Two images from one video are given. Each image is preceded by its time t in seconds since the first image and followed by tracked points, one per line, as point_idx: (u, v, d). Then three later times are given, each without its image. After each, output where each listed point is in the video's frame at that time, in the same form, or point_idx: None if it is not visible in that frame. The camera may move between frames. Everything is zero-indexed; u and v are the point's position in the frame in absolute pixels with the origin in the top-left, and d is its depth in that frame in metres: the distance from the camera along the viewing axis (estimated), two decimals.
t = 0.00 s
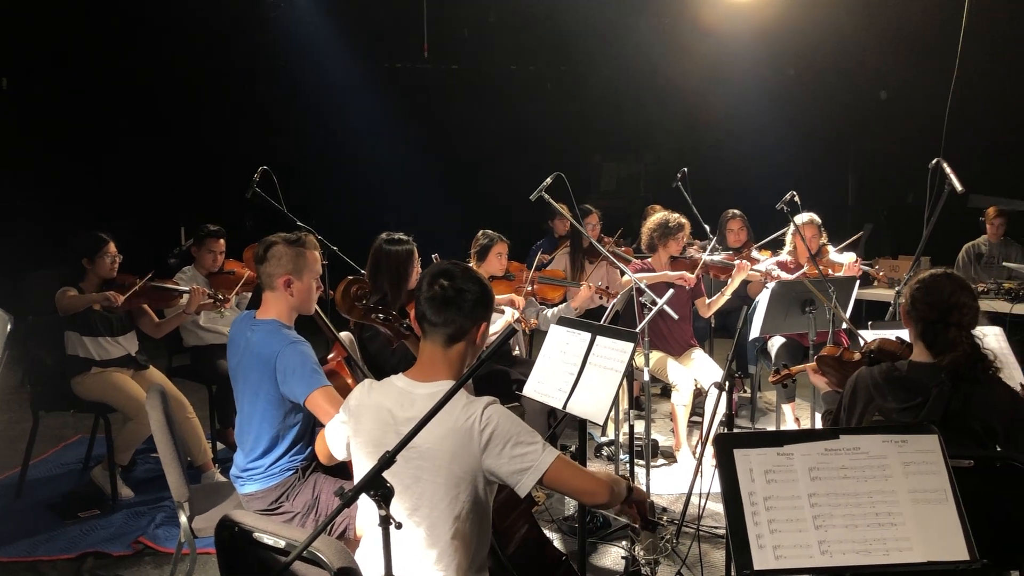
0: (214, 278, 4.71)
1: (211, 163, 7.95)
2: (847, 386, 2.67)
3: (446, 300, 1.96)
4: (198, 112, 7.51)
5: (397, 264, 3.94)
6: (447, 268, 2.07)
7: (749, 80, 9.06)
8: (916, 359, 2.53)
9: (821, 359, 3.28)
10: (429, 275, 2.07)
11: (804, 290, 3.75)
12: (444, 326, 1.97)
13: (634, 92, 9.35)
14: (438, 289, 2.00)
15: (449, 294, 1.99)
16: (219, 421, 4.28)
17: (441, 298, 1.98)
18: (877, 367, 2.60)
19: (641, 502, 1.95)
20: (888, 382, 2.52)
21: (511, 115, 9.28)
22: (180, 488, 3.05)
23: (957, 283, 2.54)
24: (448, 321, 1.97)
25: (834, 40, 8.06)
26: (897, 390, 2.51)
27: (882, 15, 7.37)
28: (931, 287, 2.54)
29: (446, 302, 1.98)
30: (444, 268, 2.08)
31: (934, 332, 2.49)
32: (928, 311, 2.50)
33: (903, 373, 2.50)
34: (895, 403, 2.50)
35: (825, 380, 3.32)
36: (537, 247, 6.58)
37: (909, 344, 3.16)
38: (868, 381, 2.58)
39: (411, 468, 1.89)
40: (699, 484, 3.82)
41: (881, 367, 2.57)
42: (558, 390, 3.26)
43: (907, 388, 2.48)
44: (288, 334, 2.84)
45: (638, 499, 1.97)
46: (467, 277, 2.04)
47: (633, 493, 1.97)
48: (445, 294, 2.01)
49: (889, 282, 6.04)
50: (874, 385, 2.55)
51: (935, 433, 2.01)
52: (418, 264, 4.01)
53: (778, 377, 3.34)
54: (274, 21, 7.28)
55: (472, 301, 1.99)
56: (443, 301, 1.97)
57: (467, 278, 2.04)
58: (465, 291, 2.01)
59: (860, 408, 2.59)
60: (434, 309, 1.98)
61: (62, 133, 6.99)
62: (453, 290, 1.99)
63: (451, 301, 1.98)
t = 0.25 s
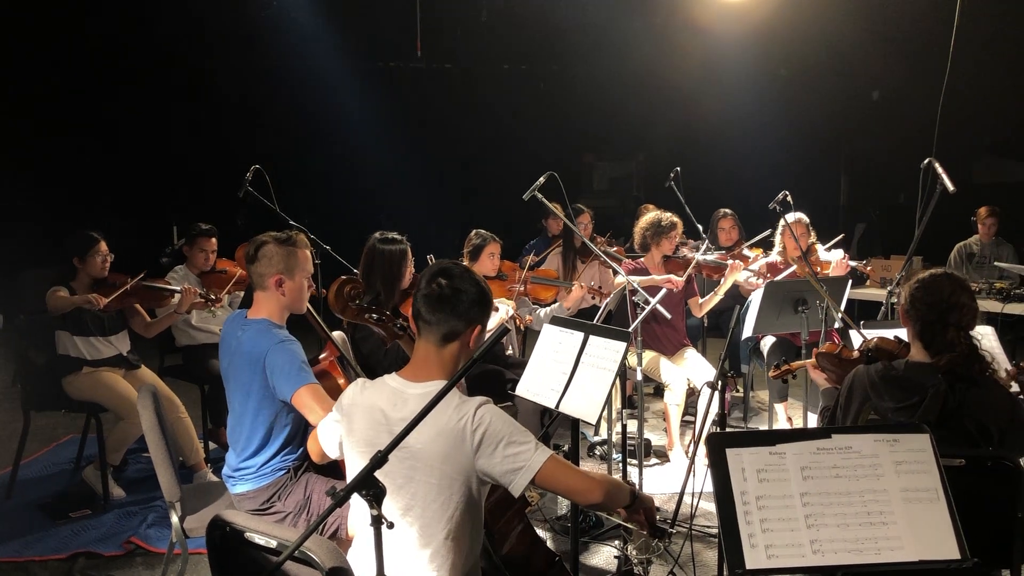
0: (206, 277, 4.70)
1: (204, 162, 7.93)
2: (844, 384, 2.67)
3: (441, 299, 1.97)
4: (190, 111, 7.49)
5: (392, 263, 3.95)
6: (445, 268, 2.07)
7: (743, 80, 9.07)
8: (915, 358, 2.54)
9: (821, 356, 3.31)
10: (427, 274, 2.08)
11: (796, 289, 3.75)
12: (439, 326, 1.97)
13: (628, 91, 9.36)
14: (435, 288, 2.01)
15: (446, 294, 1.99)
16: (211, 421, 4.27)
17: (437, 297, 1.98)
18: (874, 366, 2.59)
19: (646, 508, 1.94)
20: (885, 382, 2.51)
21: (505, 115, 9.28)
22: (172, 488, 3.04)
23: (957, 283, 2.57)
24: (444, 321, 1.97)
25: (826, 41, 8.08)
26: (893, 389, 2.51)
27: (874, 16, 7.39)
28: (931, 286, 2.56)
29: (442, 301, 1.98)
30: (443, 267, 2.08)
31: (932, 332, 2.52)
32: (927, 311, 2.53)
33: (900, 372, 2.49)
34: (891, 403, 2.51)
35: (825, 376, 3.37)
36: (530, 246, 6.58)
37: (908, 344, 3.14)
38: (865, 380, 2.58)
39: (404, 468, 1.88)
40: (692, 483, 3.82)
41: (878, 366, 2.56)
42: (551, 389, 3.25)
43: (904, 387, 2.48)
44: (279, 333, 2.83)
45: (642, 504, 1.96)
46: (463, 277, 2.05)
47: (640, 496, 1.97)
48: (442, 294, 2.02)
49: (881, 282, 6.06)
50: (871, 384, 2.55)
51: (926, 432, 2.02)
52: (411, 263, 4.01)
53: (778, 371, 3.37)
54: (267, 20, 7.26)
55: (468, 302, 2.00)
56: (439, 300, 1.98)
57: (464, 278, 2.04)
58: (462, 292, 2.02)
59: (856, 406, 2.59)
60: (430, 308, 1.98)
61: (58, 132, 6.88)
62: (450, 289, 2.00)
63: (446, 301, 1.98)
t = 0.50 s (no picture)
0: (200, 275, 4.69)
1: (198, 160, 7.92)
2: (849, 380, 2.70)
3: (438, 299, 1.96)
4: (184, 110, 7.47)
5: (385, 262, 3.92)
6: (443, 267, 2.06)
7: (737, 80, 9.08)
8: (919, 358, 2.53)
9: (828, 352, 3.30)
10: (426, 273, 2.07)
11: (791, 288, 3.78)
12: (435, 325, 1.96)
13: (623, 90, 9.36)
14: (434, 287, 2.00)
15: (444, 294, 1.98)
16: (205, 420, 4.27)
17: (434, 297, 1.97)
18: (878, 363, 2.61)
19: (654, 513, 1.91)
20: (886, 381, 2.53)
21: (499, 113, 9.28)
22: (165, 487, 3.03)
23: (964, 282, 2.52)
24: (440, 320, 1.96)
25: (820, 40, 8.09)
26: (894, 387, 2.52)
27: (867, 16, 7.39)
28: (937, 285, 2.53)
29: (440, 301, 1.97)
30: (443, 267, 2.07)
31: (937, 332, 2.48)
32: (931, 311, 2.49)
33: (903, 370, 2.50)
34: (891, 402, 2.52)
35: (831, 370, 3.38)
36: (525, 244, 6.58)
37: (913, 343, 3.17)
38: (868, 377, 2.60)
39: (397, 467, 1.88)
40: (685, 482, 3.83)
41: (882, 363, 2.58)
42: (545, 388, 3.26)
43: (905, 386, 2.49)
44: (271, 332, 2.82)
45: (648, 508, 1.91)
46: (462, 276, 2.04)
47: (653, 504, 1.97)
48: (440, 293, 2.01)
49: (874, 280, 6.08)
50: (873, 381, 2.57)
51: (919, 430, 2.03)
52: (405, 260, 3.99)
53: (786, 363, 3.38)
54: (260, 19, 7.25)
55: (464, 305, 1.98)
56: (436, 299, 1.97)
57: (463, 280, 2.03)
58: (460, 292, 2.00)
59: (858, 401, 2.62)
60: (426, 308, 1.97)
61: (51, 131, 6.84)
62: (448, 289, 1.99)
63: (443, 302, 1.96)
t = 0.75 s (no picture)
0: (194, 274, 4.68)
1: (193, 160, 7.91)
2: (848, 377, 2.71)
3: (431, 301, 1.94)
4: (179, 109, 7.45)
5: (380, 262, 3.94)
6: (436, 267, 2.04)
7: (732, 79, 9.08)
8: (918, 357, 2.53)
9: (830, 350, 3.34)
10: (419, 273, 2.04)
11: (786, 287, 3.76)
12: (428, 326, 1.95)
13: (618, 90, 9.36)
14: (427, 288, 1.98)
15: (437, 295, 1.96)
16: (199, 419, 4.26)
17: (426, 297, 1.96)
18: (878, 360, 2.61)
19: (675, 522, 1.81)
20: (884, 379, 2.54)
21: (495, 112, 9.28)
22: (158, 486, 3.02)
23: (965, 283, 2.52)
24: (433, 321, 1.95)
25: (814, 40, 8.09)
26: (892, 386, 2.53)
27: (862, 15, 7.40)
28: (939, 285, 2.53)
29: (433, 303, 1.95)
30: (435, 266, 2.05)
31: (936, 331, 2.49)
32: (931, 310, 2.50)
33: (901, 369, 2.51)
34: (887, 400, 2.53)
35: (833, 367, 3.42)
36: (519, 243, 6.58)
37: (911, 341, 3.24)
38: (866, 374, 2.61)
39: (391, 465, 1.87)
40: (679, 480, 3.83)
41: (880, 361, 2.58)
42: (539, 386, 3.25)
43: (903, 385, 2.49)
44: (265, 330, 2.81)
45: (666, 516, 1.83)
46: (455, 276, 2.01)
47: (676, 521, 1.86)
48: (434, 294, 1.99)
49: (867, 278, 6.09)
50: (871, 378, 2.58)
51: (912, 428, 2.03)
52: (401, 260, 4.01)
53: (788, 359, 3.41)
54: (255, 18, 7.23)
55: (457, 306, 1.96)
56: (430, 301, 1.95)
57: (456, 282, 2.00)
58: (454, 294, 1.98)
59: (855, 398, 2.64)
60: (420, 309, 1.96)
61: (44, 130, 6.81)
62: (441, 289, 1.97)
63: (437, 303, 1.95)
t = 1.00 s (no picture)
0: (188, 273, 4.66)
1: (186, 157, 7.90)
2: (842, 373, 2.71)
3: (420, 302, 1.94)
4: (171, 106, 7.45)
5: (373, 260, 3.91)
6: (424, 267, 2.03)
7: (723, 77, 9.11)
8: (911, 355, 2.53)
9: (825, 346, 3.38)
10: (407, 273, 2.04)
11: (777, 285, 3.77)
12: (416, 327, 1.95)
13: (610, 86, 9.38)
14: (414, 289, 1.97)
15: (425, 296, 1.96)
16: (191, 417, 4.25)
17: (414, 298, 1.95)
18: (872, 357, 2.60)
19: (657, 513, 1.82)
20: (877, 376, 2.53)
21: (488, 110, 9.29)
22: (149, 484, 3.01)
23: (959, 281, 2.51)
24: (422, 322, 1.94)
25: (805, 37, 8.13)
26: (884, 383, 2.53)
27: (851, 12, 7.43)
28: (931, 284, 2.52)
29: (422, 305, 1.95)
30: (423, 266, 2.04)
31: (928, 331, 2.49)
32: (925, 309, 2.50)
33: (894, 367, 2.50)
34: (880, 398, 2.53)
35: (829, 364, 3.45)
36: (513, 241, 6.58)
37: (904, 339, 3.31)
38: (860, 371, 2.61)
39: (383, 464, 1.87)
40: (671, 479, 3.84)
41: (875, 358, 2.57)
42: (533, 384, 3.25)
43: (896, 383, 2.49)
44: (257, 327, 2.80)
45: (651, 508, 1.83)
46: (444, 276, 2.01)
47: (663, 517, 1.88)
48: (422, 294, 1.98)
49: (859, 276, 6.11)
50: (865, 376, 2.57)
51: (904, 425, 2.03)
52: (394, 259, 3.99)
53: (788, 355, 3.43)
54: (247, 15, 7.22)
55: (447, 306, 1.96)
56: (418, 302, 1.95)
57: (445, 282, 1.99)
58: (442, 295, 1.97)
59: (848, 396, 2.64)
60: (409, 310, 1.95)
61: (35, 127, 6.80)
62: (429, 290, 1.96)
63: (425, 304, 1.94)
